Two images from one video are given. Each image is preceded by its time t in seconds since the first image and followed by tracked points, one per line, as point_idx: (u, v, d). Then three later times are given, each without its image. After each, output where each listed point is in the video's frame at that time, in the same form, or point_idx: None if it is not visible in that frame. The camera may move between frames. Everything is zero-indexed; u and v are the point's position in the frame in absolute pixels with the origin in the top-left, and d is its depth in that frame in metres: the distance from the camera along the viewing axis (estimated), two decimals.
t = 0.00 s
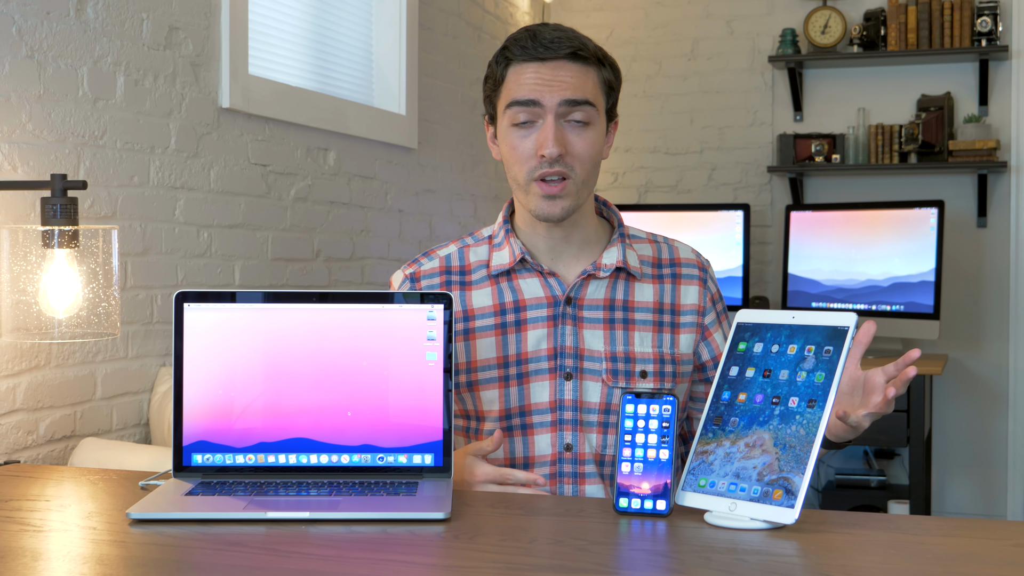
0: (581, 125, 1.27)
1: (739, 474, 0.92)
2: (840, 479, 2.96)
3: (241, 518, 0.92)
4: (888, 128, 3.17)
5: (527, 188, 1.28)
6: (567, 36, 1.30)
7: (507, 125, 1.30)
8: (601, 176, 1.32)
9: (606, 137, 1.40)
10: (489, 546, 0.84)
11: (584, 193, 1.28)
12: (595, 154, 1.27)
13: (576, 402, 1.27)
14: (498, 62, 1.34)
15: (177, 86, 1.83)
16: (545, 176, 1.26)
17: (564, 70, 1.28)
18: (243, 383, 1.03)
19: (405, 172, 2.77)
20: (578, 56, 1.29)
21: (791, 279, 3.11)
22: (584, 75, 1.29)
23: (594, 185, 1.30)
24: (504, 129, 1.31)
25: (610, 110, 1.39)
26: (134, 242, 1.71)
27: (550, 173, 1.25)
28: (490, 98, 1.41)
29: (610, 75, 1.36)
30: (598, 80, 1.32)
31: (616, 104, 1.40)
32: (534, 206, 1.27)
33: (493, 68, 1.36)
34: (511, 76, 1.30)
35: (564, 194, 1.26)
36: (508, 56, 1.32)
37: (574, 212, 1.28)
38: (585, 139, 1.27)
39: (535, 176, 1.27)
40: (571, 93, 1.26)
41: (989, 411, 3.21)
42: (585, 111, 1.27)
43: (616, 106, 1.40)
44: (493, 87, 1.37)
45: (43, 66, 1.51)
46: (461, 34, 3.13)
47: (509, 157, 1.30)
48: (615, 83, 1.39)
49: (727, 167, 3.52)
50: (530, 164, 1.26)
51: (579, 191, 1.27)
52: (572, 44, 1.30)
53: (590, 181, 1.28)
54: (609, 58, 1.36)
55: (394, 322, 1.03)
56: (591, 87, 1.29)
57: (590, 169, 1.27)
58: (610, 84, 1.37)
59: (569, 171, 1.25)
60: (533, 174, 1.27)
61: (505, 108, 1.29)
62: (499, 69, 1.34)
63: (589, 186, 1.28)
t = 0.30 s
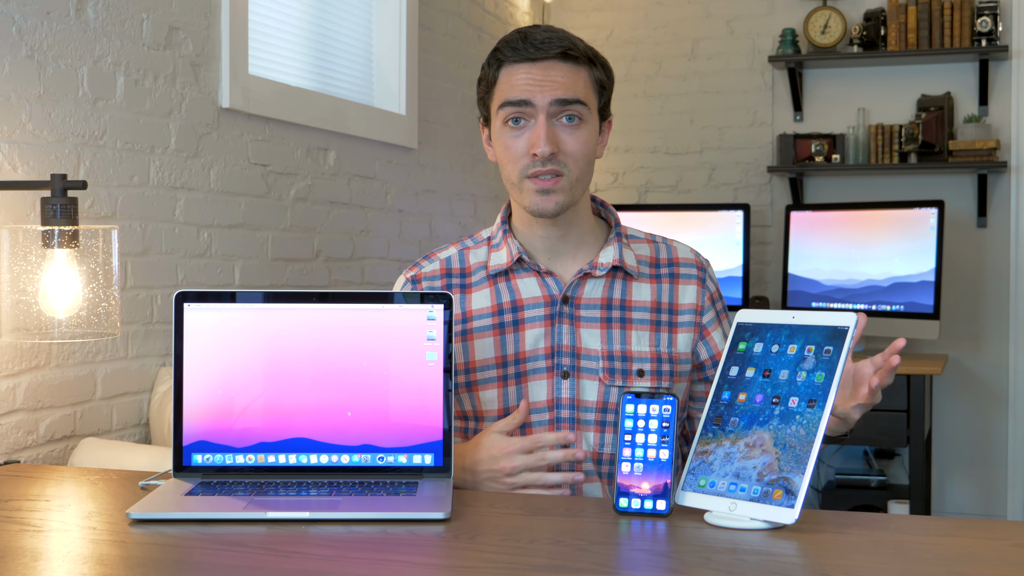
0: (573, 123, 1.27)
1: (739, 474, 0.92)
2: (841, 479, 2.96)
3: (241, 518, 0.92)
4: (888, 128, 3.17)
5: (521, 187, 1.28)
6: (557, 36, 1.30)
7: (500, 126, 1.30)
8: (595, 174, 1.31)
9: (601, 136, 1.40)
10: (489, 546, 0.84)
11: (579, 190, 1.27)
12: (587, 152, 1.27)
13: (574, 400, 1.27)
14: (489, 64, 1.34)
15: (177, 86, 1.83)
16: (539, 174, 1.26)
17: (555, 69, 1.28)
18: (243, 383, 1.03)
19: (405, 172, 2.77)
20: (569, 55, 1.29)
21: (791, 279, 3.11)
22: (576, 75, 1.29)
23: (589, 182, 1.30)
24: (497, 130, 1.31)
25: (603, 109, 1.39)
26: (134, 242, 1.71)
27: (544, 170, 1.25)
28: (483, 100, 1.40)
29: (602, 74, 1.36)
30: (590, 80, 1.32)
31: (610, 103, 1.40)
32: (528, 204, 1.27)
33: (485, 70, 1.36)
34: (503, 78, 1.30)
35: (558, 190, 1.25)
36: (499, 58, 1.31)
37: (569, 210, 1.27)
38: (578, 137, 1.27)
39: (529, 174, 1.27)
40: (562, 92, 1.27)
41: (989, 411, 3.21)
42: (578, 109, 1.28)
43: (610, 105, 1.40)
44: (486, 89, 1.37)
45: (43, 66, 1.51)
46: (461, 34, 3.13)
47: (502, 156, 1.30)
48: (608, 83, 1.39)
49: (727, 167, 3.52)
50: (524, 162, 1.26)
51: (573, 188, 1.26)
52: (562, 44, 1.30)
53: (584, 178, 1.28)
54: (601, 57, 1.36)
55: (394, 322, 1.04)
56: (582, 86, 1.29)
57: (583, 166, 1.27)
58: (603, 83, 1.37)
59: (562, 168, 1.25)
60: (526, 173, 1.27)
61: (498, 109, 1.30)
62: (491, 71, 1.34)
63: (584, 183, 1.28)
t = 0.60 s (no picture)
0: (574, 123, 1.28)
1: (739, 474, 0.92)
2: (840, 479, 2.96)
3: (241, 518, 0.92)
4: (888, 128, 3.17)
5: (524, 189, 1.28)
6: (557, 36, 1.30)
7: (501, 127, 1.30)
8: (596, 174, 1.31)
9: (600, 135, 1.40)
10: (488, 546, 0.84)
11: (581, 191, 1.27)
12: (589, 152, 1.27)
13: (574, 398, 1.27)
14: (489, 65, 1.34)
15: (177, 86, 1.83)
16: (541, 175, 1.26)
17: (555, 69, 1.28)
18: (243, 383, 1.03)
19: (404, 172, 2.77)
20: (569, 54, 1.29)
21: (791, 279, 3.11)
22: (576, 74, 1.29)
23: (590, 183, 1.30)
24: (498, 131, 1.31)
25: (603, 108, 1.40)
26: (134, 242, 1.71)
27: (546, 171, 1.25)
28: (483, 101, 1.40)
29: (602, 73, 1.36)
30: (590, 79, 1.32)
31: (609, 102, 1.40)
32: (531, 207, 1.26)
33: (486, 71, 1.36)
34: (504, 79, 1.30)
35: (561, 192, 1.25)
36: (500, 59, 1.32)
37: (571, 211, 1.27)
38: (579, 137, 1.27)
39: (531, 175, 1.26)
40: (563, 91, 1.27)
41: (989, 410, 3.21)
42: (579, 109, 1.28)
43: (609, 104, 1.40)
44: (486, 90, 1.37)
45: (43, 66, 1.51)
46: (461, 34, 3.13)
47: (504, 158, 1.30)
48: (607, 82, 1.39)
49: (727, 167, 3.52)
50: (526, 163, 1.26)
51: (576, 189, 1.26)
52: (562, 43, 1.30)
53: (586, 178, 1.28)
54: (601, 57, 1.36)
55: (394, 321, 1.03)
56: (583, 85, 1.29)
57: (585, 166, 1.27)
58: (602, 82, 1.37)
59: (564, 168, 1.25)
60: (529, 174, 1.26)
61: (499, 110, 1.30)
62: (491, 72, 1.34)
63: (585, 183, 1.28)
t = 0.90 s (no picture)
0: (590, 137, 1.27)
1: (739, 474, 0.92)
2: (840, 479, 2.96)
3: (241, 519, 0.92)
4: (888, 128, 3.17)
5: (540, 203, 1.28)
6: (572, 49, 1.29)
7: (515, 140, 1.28)
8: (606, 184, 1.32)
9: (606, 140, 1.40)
10: (489, 546, 0.84)
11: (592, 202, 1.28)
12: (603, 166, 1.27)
13: (576, 397, 1.27)
14: (501, 75, 1.33)
15: (177, 86, 1.83)
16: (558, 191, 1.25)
17: (571, 83, 1.27)
18: (243, 383, 1.03)
19: (405, 172, 2.77)
20: (584, 68, 1.28)
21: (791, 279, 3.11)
22: (590, 84, 1.27)
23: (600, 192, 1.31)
24: (512, 144, 1.30)
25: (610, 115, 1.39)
26: (134, 242, 1.71)
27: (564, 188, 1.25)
28: (491, 109, 1.40)
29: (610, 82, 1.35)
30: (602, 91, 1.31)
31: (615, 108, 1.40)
32: (548, 220, 1.28)
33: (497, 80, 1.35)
34: (518, 92, 1.29)
35: (576, 206, 1.26)
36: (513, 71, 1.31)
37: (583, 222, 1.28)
38: (594, 151, 1.27)
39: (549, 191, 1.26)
40: (581, 108, 1.25)
41: (989, 411, 3.21)
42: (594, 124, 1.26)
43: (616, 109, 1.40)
44: (497, 99, 1.36)
45: (43, 66, 1.51)
46: (461, 34, 3.13)
47: (520, 172, 1.29)
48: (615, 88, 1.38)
49: (727, 168, 3.52)
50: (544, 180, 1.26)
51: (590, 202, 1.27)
52: (577, 56, 1.28)
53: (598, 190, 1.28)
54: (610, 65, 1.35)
55: (394, 321, 1.04)
56: (598, 98, 1.27)
57: (598, 179, 1.27)
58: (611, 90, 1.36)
59: (582, 184, 1.25)
60: (546, 190, 1.26)
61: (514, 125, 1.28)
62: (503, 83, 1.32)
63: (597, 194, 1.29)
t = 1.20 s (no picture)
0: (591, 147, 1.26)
1: (739, 474, 0.92)
2: (840, 479, 2.96)
3: (241, 518, 0.92)
4: (888, 128, 3.17)
5: (542, 211, 1.28)
6: (573, 57, 1.27)
7: (516, 150, 1.29)
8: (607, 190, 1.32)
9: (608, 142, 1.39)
10: (489, 546, 0.84)
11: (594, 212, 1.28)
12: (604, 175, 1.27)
13: (573, 399, 1.27)
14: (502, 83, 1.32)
15: (177, 86, 1.83)
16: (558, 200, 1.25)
17: (572, 93, 1.26)
18: (243, 383, 1.03)
19: (405, 172, 2.77)
20: (586, 77, 1.27)
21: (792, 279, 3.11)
22: (591, 94, 1.26)
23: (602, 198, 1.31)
24: (513, 153, 1.30)
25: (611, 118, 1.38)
26: (134, 242, 1.71)
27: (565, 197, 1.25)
28: (492, 116, 1.39)
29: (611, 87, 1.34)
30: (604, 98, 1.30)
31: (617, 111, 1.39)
32: (548, 229, 1.27)
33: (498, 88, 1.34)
34: (519, 101, 1.28)
35: (579, 216, 1.26)
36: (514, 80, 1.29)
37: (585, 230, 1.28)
38: (596, 160, 1.26)
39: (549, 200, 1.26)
40: (582, 119, 1.24)
41: (989, 411, 3.21)
42: (596, 135, 1.26)
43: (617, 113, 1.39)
44: (498, 107, 1.35)
45: (43, 66, 1.51)
46: (461, 34, 3.13)
47: (522, 181, 1.29)
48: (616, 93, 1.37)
49: (727, 167, 3.52)
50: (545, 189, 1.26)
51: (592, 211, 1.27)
52: (579, 65, 1.27)
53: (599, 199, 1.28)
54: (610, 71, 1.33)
55: (394, 321, 1.04)
56: (599, 108, 1.27)
57: (599, 188, 1.27)
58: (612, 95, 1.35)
59: (584, 194, 1.25)
60: (548, 199, 1.26)
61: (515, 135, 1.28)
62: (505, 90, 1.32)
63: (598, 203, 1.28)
